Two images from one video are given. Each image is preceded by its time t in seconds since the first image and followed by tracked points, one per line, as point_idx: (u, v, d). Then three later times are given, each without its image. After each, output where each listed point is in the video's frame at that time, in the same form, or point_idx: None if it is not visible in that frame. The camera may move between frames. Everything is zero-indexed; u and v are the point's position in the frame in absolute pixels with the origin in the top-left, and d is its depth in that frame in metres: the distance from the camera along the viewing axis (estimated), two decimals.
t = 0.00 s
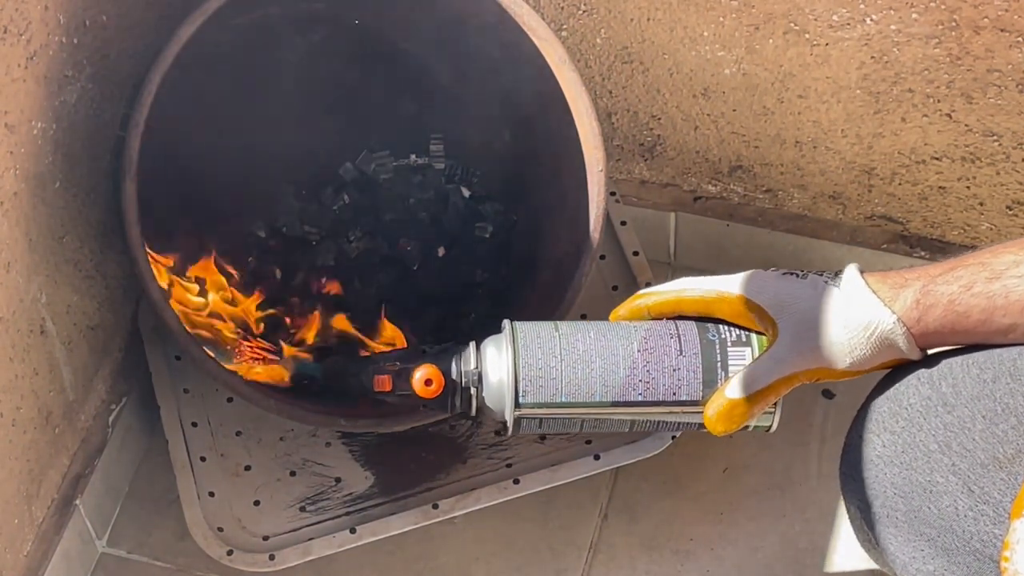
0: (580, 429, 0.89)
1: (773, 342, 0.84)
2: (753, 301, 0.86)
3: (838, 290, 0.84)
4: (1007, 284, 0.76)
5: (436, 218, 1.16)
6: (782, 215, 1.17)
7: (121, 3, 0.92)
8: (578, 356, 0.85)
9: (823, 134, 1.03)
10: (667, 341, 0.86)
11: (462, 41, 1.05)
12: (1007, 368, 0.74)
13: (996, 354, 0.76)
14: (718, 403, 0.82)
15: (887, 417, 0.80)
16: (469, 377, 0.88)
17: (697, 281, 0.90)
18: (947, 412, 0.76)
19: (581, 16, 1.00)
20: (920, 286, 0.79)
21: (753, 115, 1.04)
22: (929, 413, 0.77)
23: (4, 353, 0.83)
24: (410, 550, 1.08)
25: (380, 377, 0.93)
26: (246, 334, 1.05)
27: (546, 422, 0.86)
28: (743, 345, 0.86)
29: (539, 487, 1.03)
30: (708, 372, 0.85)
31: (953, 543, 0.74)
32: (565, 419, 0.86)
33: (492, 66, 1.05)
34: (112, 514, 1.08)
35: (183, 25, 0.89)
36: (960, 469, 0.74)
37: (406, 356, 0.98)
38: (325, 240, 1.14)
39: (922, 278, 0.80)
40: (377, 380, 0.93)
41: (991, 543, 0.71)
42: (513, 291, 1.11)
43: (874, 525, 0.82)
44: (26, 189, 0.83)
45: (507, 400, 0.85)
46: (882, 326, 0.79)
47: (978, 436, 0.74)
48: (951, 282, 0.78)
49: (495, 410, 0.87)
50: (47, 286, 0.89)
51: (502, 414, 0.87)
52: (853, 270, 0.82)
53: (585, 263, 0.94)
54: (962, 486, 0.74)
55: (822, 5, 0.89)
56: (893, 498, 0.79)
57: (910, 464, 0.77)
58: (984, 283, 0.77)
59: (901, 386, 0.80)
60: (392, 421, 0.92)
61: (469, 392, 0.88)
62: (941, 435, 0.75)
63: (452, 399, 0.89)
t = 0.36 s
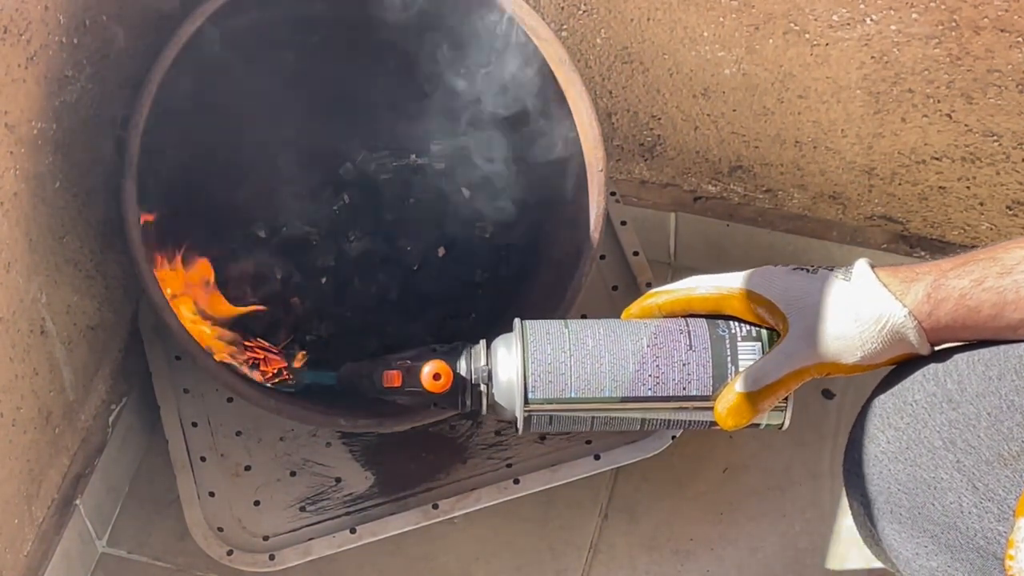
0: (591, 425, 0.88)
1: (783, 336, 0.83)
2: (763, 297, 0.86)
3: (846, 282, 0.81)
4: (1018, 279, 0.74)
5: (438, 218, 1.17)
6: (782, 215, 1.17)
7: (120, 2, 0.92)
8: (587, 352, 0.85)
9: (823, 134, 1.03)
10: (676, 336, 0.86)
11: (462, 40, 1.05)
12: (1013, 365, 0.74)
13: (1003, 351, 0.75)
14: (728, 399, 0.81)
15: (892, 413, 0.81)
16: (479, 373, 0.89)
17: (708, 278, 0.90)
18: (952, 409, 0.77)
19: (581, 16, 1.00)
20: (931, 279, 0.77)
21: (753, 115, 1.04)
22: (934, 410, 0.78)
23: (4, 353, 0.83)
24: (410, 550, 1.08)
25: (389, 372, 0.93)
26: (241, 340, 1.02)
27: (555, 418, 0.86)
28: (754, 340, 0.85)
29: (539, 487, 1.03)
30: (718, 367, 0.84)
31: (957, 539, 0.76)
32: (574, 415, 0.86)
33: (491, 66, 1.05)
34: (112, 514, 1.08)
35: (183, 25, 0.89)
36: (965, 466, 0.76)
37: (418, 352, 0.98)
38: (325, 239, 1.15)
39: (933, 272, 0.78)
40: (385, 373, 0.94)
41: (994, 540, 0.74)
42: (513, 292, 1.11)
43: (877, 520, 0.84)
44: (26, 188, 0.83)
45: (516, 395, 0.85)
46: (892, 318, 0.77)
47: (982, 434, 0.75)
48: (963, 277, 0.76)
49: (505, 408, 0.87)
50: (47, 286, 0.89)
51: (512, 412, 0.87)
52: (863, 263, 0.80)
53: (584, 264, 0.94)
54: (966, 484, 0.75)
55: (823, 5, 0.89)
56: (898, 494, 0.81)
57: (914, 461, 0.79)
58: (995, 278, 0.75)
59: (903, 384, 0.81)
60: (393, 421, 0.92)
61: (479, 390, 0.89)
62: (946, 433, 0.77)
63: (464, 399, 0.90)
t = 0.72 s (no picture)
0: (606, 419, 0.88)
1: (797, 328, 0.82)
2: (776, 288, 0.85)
3: (859, 271, 0.81)
4: None
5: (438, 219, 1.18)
6: (782, 215, 1.17)
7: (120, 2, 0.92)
8: (599, 345, 0.84)
9: (823, 134, 1.03)
10: (690, 328, 0.85)
11: (462, 40, 1.05)
12: None
13: (1016, 343, 0.76)
14: (743, 392, 0.81)
15: (905, 404, 0.81)
16: (493, 368, 0.89)
17: (721, 270, 0.90)
18: (965, 400, 0.77)
19: (581, 16, 1.00)
20: (947, 270, 0.77)
21: (753, 115, 1.04)
22: (947, 400, 0.78)
23: (4, 353, 0.84)
24: (410, 550, 1.08)
25: (403, 367, 0.93)
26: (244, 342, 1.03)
27: (569, 413, 0.86)
28: (768, 331, 0.85)
29: (540, 487, 1.03)
30: (731, 359, 0.84)
31: (968, 532, 0.75)
32: (589, 408, 0.86)
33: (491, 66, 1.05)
34: (112, 515, 1.08)
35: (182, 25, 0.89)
36: (977, 458, 0.75)
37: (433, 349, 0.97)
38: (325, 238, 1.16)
39: (948, 263, 0.78)
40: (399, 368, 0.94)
41: (1005, 532, 0.72)
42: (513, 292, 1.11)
43: (887, 512, 0.83)
44: (26, 189, 0.83)
45: (529, 390, 0.85)
46: (907, 308, 0.77)
47: (996, 426, 0.74)
48: (979, 267, 0.76)
49: (520, 403, 0.87)
50: (47, 286, 0.89)
51: (527, 407, 0.87)
52: (876, 252, 0.80)
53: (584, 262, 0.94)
54: (978, 475, 0.75)
55: (822, 5, 0.89)
56: (909, 485, 0.80)
57: (926, 452, 0.78)
58: (1012, 269, 0.75)
59: (918, 374, 0.81)
60: (392, 421, 0.93)
61: (492, 385, 0.89)
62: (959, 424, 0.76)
63: (478, 394, 0.90)
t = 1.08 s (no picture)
0: (617, 419, 0.88)
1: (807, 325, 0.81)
2: (785, 286, 0.84)
3: (868, 267, 0.80)
4: None
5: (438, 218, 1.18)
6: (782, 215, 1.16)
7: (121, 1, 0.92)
8: (608, 345, 0.84)
9: (822, 134, 1.03)
10: (699, 326, 0.85)
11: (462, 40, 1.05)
12: None
13: None
14: (755, 389, 0.82)
15: (911, 399, 0.81)
16: (501, 370, 0.89)
17: (732, 268, 0.90)
18: (974, 397, 0.77)
19: (581, 16, 1.00)
20: (958, 266, 0.77)
21: (753, 115, 1.04)
22: (955, 396, 0.78)
23: (4, 353, 0.83)
24: (410, 549, 1.08)
25: (412, 370, 0.94)
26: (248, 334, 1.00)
27: (580, 414, 0.87)
28: (777, 328, 0.84)
29: (539, 488, 1.03)
30: (741, 356, 0.84)
31: (975, 527, 0.76)
32: (598, 409, 0.86)
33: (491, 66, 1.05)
34: (112, 514, 1.08)
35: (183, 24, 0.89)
36: (985, 454, 0.75)
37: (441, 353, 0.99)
38: (324, 241, 1.15)
39: (959, 259, 0.77)
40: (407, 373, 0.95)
41: (1013, 528, 0.74)
42: (513, 291, 1.11)
43: (892, 507, 0.83)
44: (26, 189, 0.83)
45: (538, 391, 0.86)
46: (917, 305, 0.76)
47: (1004, 422, 0.75)
48: (990, 263, 0.76)
49: (529, 404, 0.88)
50: (47, 286, 0.89)
51: (536, 408, 0.88)
52: (887, 248, 0.79)
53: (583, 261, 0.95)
54: (986, 472, 0.75)
55: (823, 5, 0.90)
56: (914, 481, 0.80)
57: (933, 448, 0.78)
58: None
59: (926, 368, 0.80)
60: (392, 421, 0.94)
61: (501, 387, 0.89)
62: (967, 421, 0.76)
63: (486, 395, 0.90)
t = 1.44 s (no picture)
0: (624, 416, 0.88)
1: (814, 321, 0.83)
2: (793, 282, 0.85)
3: (875, 265, 0.82)
4: None
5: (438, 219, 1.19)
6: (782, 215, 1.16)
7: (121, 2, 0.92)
8: (615, 342, 0.84)
9: (822, 134, 1.03)
10: (706, 323, 0.85)
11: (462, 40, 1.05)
12: None
13: None
14: (760, 384, 0.82)
15: (916, 395, 0.81)
16: (509, 368, 0.89)
17: (740, 264, 0.89)
18: (978, 393, 0.77)
19: (581, 16, 1.00)
20: (965, 262, 0.77)
21: (753, 115, 1.04)
22: (959, 392, 0.78)
23: (4, 353, 0.84)
24: (410, 550, 1.08)
25: (418, 369, 0.94)
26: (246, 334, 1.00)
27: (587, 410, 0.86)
28: (784, 324, 0.84)
29: (539, 488, 1.02)
30: (748, 353, 0.83)
31: (979, 524, 0.76)
32: (605, 406, 0.86)
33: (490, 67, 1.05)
34: (112, 515, 1.08)
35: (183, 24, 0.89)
36: (989, 450, 0.75)
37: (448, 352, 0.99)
38: (325, 240, 1.17)
39: (966, 255, 0.78)
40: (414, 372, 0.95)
41: (1016, 525, 0.73)
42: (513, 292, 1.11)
43: (896, 503, 0.83)
44: (26, 189, 0.83)
45: (545, 387, 0.85)
46: (924, 302, 0.77)
47: (1008, 418, 0.74)
48: (998, 260, 0.76)
49: (536, 402, 0.87)
50: (47, 286, 0.89)
51: (544, 406, 0.88)
52: (892, 244, 0.81)
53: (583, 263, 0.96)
54: (990, 468, 0.75)
55: (822, 5, 0.89)
56: (919, 477, 0.80)
57: (938, 443, 0.78)
58: None
59: (932, 364, 0.81)
60: (392, 421, 0.94)
61: (508, 385, 0.89)
62: (972, 416, 0.76)
63: (495, 391, 0.90)
